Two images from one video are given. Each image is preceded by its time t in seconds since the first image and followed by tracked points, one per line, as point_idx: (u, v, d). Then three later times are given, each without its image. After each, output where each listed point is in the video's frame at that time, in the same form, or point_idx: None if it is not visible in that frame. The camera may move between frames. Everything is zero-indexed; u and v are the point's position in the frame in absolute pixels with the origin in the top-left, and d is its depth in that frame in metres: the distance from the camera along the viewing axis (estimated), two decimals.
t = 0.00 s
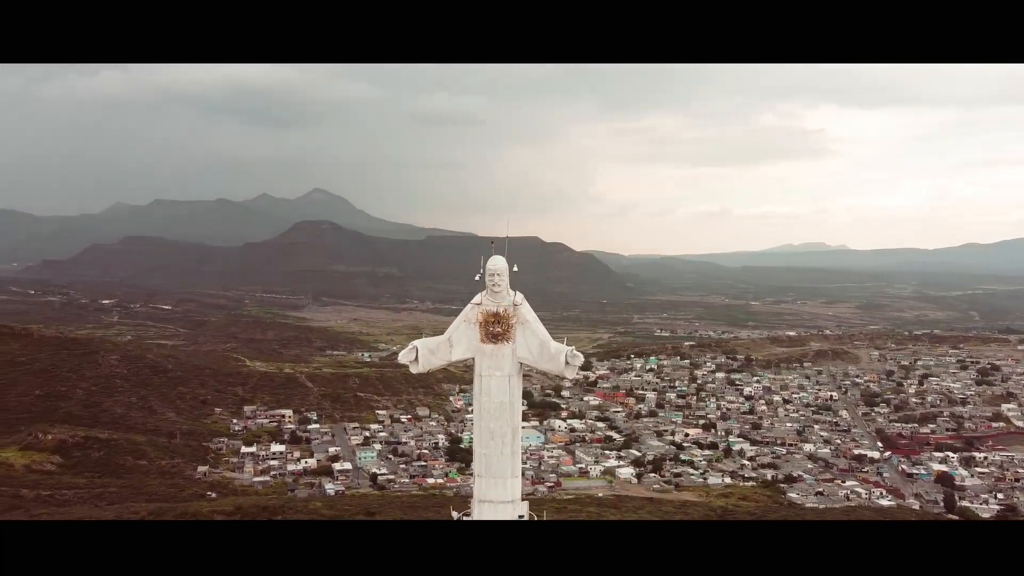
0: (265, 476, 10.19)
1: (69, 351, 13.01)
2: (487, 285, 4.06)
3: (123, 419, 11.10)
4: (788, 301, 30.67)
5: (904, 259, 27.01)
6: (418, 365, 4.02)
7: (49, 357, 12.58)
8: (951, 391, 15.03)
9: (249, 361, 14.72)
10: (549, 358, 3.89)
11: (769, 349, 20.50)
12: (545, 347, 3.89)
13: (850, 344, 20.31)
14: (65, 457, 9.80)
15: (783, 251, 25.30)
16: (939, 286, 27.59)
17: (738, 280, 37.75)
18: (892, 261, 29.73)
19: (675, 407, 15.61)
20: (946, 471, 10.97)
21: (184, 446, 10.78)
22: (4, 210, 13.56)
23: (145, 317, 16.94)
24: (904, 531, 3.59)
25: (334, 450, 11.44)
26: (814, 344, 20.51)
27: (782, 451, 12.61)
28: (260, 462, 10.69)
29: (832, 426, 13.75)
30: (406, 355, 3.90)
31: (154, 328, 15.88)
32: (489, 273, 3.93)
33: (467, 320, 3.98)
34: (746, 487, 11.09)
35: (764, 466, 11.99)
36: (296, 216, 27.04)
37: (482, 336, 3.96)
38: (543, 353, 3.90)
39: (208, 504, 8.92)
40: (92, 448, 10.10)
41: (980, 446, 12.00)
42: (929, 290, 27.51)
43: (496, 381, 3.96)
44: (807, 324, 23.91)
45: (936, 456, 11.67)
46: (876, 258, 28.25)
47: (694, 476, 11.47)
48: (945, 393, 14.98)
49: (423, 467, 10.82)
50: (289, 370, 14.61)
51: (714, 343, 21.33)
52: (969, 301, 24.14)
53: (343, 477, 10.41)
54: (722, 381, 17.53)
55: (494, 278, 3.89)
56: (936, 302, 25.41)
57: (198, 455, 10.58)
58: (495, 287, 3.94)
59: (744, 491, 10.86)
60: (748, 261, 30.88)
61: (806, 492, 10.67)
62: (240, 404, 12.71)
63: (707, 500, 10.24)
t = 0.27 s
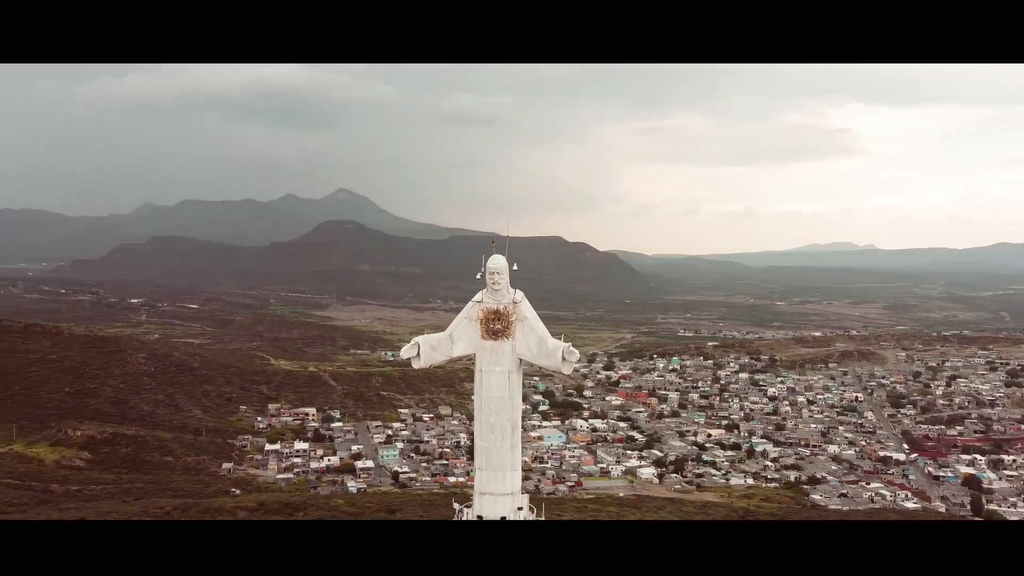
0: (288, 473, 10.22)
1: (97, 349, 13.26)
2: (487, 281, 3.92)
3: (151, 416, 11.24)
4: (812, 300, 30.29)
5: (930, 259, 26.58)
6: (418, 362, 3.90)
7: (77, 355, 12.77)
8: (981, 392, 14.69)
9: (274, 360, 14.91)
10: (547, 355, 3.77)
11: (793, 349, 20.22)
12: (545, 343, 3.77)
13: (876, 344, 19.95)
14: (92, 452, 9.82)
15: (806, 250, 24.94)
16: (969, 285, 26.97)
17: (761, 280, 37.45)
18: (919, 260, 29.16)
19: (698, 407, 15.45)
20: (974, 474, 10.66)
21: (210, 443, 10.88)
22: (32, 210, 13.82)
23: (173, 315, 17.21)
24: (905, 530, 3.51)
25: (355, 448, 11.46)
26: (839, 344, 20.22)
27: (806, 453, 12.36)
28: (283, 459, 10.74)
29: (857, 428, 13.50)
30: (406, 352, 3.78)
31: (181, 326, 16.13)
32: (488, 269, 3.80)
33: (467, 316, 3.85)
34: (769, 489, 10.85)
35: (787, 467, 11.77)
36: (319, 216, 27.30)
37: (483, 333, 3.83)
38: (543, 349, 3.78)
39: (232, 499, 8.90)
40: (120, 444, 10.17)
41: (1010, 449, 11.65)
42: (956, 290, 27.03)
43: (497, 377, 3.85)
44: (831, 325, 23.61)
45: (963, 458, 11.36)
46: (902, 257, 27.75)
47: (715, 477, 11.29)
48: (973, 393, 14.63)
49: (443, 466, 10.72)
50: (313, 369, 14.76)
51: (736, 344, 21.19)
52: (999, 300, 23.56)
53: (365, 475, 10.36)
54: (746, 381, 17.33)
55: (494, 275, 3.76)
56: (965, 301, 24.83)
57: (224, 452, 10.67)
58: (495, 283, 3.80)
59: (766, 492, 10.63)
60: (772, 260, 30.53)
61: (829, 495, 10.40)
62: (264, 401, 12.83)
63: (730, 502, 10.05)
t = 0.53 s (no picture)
0: (311, 471, 10.34)
1: (124, 347, 13.57)
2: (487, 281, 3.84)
3: (177, 414, 11.46)
4: (837, 301, 30.00)
5: (958, 258, 26.11)
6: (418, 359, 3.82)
7: (106, 354, 13.08)
8: (1009, 395, 14.48)
9: (298, 360, 15.15)
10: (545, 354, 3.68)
11: (817, 351, 20.03)
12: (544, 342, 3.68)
13: (902, 346, 19.68)
14: (119, 449, 10.02)
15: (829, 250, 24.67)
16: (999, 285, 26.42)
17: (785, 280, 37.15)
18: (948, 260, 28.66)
19: (720, 408, 15.41)
20: (1000, 477, 10.48)
21: (234, 440, 11.03)
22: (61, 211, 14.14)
23: (199, 315, 17.53)
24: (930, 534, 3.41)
25: (377, 447, 11.53)
26: (864, 346, 20.01)
27: (830, 454, 12.20)
28: (306, 457, 10.88)
29: (882, 430, 13.36)
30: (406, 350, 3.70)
31: (207, 326, 16.47)
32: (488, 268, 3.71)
33: (467, 314, 3.77)
34: (791, 491, 10.72)
35: (810, 469, 11.66)
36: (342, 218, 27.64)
37: (483, 331, 3.75)
38: (542, 348, 3.69)
39: (253, 496, 8.95)
40: (146, 441, 10.37)
41: None
42: (986, 289, 26.51)
43: (496, 374, 3.77)
44: (856, 326, 23.37)
45: (990, 461, 11.17)
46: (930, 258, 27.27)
47: (737, 479, 11.22)
48: (1001, 397, 14.43)
49: (463, 465, 10.72)
50: (336, 368, 14.95)
51: (760, 345, 21.02)
52: None
53: (386, 473, 10.40)
54: (769, 382, 17.23)
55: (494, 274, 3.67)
56: (994, 301, 24.35)
57: (248, 450, 10.80)
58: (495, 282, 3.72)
59: (788, 494, 10.51)
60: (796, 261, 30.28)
61: (853, 496, 10.13)
62: (287, 401, 13.01)
63: (750, 503, 10.00)
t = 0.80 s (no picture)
0: (331, 469, 10.47)
1: (150, 346, 13.86)
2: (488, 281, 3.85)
3: (200, 413, 11.70)
4: (860, 302, 29.71)
5: (984, 258, 25.69)
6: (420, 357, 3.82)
7: (132, 353, 13.37)
8: None
9: (319, 359, 15.38)
10: (544, 354, 3.69)
11: (839, 352, 19.86)
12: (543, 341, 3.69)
13: (927, 347, 19.43)
14: (143, 447, 10.26)
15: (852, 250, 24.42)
16: None
17: (807, 280, 36.86)
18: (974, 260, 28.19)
19: (741, 409, 15.36)
20: None
21: (255, 439, 11.21)
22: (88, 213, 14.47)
23: (223, 314, 17.82)
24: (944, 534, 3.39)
25: (397, 446, 11.62)
26: (887, 347, 19.82)
27: (852, 456, 12.10)
28: (327, 456, 11.01)
29: (905, 432, 13.24)
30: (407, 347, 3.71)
31: (232, 325, 16.77)
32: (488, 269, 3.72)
33: (467, 314, 3.78)
34: (811, 493, 10.66)
35: (831, 471, 11.59)
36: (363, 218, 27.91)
37: (483, 330, 3.76)
38: (540, 348, 3.70)
39: (274, 493, 9.11)
40: (170, 439, 10.59)
41: None
42: (1013, 289, 26.04)
43: (496, 373, 3.76)
44: (879, 326, 23.14)
45: (1016, 465, 11.03)
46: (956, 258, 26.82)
47: (758, 480, 11.19)
48: None
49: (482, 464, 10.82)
50: (357, 367, 15.14)
51: (782, 346, 20.88)
52: None
53: (406, 473, 10.48)
54: (790, 383, 17.12)
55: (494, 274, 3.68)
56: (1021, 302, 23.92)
57: (269, 448, 10.97)
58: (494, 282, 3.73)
59: (807, 496, 10.45)
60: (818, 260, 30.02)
61: (875, 499, 10.07)
62: (308, 400, 13.20)
63: (770, 505, 9.98)
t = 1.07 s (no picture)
0: (352, 468, 10.52)
1: (176, 345, 14.06)
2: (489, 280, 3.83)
3: (224, 411, 11.84)
4: (886, 302, 29.26)
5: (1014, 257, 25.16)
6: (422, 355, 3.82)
7: (158, 351, 13.57)
8: None
9: (342, 358, 15.51)
10: (543, 352, 3.65)
11: (865, 353, 19.58)
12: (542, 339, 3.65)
13: (955, 347, 19.09)
14: (168, 444, 10.42)
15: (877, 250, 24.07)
16: None
17: (833, 280, 36.38)
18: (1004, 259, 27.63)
19: (764, 410, 15.21)
20: None
21: (278, 437, 11.31)
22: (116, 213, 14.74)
23: (247, 313, 18.02)
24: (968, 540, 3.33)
25: (419, 444, 11.62)
26: (914, 348, 19.49)
27: (876, 458, 11.93)
28: (348, 454, 11.05)
29: (931, 434, 13.02)
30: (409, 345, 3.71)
31: (256, 324, 16.98)
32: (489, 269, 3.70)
33: (469, 313, 3.76)
34: (835, 495, 10.53)
35: (856, 473, 11.43)
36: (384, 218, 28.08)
37: (483, 329, 3.74)
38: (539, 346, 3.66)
39: (296, 491, 9.19)
40: (195, 436, 10.73)
41: None
42: None
43: (495, 370, 3.73)
44: (906, 327, 22.77)
45: None
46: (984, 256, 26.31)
47: (780, 481, 11.07)
48: None
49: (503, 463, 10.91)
50: (378, 367, 15.24)
51: (805, 347, 20.64)
52: None
53: (426, 471, 10.47)
54: (815, 384, 16.91)
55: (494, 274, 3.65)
56: None
57: (291, 446, 11.05)
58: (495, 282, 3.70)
59: (830, 497, 10.33)
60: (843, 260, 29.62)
61: (900, 501, 9.94)
62: (331, 398, 13.30)
63: (792, 508, 9.87)
